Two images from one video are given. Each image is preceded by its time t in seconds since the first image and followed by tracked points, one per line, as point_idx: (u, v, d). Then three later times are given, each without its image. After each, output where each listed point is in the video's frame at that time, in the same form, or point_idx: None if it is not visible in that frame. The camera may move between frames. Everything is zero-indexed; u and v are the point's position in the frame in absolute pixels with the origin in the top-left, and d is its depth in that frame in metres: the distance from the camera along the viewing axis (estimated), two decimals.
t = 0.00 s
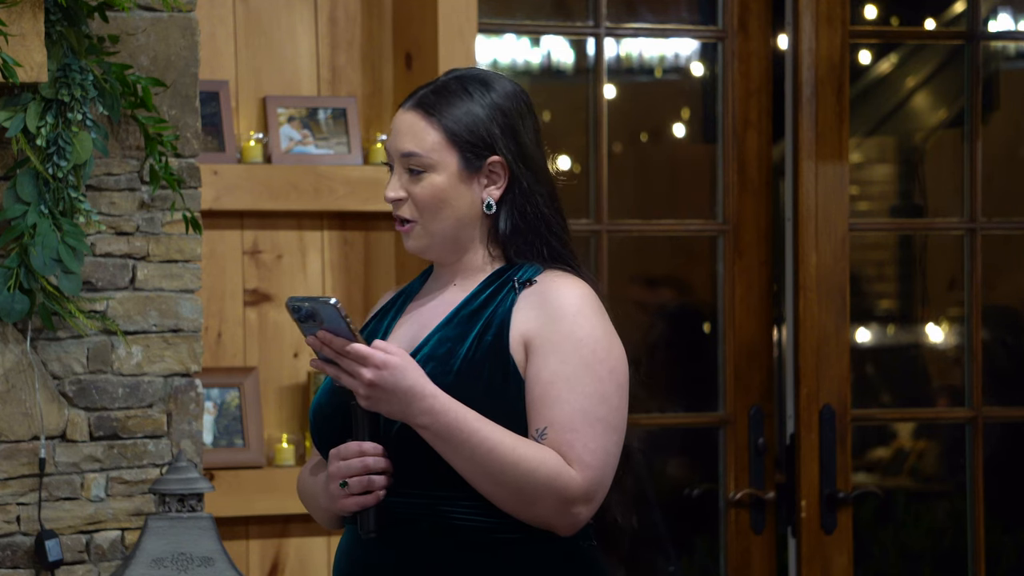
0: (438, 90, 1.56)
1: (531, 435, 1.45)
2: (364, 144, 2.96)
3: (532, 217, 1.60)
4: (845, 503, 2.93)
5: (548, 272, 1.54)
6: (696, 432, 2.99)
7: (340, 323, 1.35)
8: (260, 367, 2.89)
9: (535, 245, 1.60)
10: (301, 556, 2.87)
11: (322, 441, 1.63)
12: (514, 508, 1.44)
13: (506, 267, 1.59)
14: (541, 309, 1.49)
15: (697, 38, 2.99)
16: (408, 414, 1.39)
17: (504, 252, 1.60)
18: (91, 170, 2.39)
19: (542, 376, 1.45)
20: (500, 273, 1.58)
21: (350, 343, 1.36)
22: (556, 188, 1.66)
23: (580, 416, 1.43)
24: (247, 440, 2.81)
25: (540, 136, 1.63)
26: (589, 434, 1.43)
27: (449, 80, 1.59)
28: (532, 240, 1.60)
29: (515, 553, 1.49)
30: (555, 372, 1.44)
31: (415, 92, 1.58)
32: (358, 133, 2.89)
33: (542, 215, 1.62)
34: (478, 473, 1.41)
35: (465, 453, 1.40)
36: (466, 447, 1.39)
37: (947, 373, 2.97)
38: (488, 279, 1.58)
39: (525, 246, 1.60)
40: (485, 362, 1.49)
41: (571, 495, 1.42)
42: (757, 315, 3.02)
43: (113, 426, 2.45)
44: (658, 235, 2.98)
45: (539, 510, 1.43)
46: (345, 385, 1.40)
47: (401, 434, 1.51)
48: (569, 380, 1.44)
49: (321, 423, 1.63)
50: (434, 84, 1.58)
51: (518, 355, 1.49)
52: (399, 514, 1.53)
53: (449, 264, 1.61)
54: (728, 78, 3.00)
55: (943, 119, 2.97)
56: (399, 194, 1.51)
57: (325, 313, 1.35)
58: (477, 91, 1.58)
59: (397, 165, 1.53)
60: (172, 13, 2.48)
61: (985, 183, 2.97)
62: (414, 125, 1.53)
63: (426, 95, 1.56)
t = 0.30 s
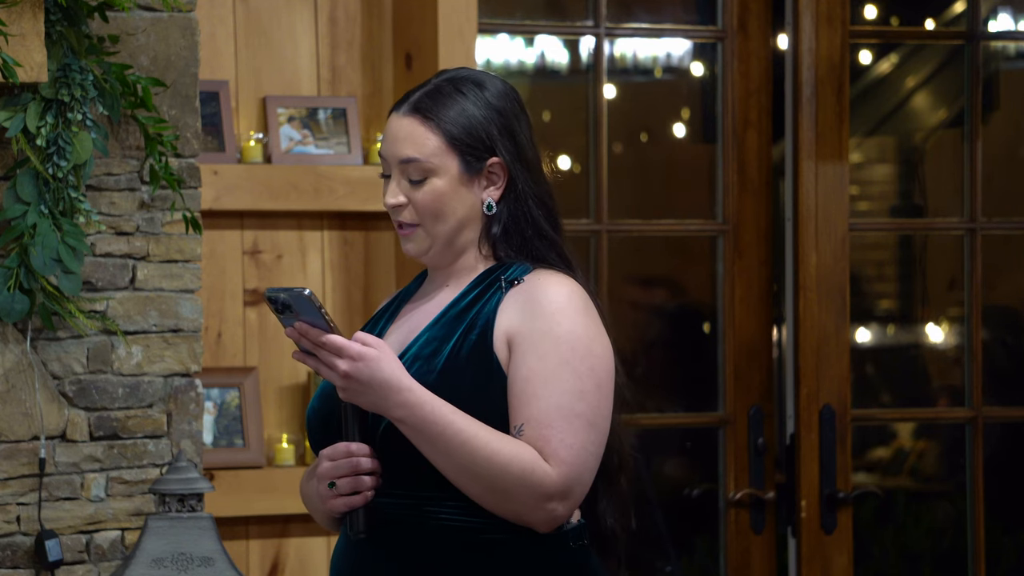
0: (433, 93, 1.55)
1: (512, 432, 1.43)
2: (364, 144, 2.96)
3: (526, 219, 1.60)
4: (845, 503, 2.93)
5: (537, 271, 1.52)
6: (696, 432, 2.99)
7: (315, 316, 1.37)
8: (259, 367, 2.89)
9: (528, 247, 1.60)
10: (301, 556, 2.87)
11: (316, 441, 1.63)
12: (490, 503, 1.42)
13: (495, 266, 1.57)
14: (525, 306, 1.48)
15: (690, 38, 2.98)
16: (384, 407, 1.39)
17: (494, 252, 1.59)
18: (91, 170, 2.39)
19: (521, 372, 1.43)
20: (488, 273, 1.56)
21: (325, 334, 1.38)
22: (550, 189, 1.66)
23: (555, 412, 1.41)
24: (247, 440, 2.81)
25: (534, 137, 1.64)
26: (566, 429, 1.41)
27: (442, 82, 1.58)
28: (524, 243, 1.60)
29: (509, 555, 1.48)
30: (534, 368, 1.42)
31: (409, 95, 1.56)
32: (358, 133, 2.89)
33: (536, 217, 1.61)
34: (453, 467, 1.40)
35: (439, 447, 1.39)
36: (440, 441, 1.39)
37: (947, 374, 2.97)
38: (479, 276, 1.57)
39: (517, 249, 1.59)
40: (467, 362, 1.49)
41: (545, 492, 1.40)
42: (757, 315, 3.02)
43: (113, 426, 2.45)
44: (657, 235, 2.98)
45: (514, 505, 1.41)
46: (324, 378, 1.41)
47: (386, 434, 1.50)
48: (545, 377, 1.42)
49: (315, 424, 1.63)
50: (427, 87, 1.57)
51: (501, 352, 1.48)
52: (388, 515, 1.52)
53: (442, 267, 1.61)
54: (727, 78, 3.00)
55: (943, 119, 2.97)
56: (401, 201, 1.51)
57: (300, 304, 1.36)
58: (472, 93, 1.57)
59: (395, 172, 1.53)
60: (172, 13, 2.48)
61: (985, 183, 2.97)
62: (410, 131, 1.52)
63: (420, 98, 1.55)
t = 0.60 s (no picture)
0: (438, 95, 1.53)
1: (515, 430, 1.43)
2: (364, 144, 2.96)
3: (530, 220, 1.60)
4: (845, 503, 2.93)
5: (539, 271, 1.52)
6: (696, 432, 2.99)
7: (320, 312, 1.36)
8: (259, 367, 2.89)
9: (532, 247, 1.60)
10: (301, 556, 2.87)
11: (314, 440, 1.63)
12: (494, 501, 1.42)
13: (497, 264, 1.57)
14: (527, 305, 1.48)
15: (690, 38, 2.99)
16: (387, 405, 1.39)
17: (496, 252, 1.59)
18: (91, 170, 2.39)
19: (523, 370, 1.43)
20: (489, 271, 1.57)
21: (329, 331, 1.38)
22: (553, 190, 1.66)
23: (558, 411, 1.41)
24: (247, 440, 2.81)
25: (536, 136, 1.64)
26: (570, 428, 1.41)
27: (444, 84, 1.56)
28: (526, 244, 1.60)
29: (512, 555, 1.48)
30: (536, 367, 1.43)
31: (412, 97, 1.54)
32: (358, 133, 2.89)
33: (540, 217, 1.61)
34: (456, 465, 1.40)
35: (443, 445, 1.39)
36: (444, 439, 1.38)
37: (947, 374, 2.97)
38: (479, 277, 1.57)
39: (519, 249, 1.59)
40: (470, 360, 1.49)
41: (550, 490, 1.40)
42: (757, 315, 3.02)
43: (113, 426, 2.45)
44: (657, 235, 2.98)
45: (518, 503, 1.42)
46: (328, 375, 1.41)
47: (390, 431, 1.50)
48: (548, 375, 1.42)
49: (313, 420, 1.62)
50: (430, 88, 1.55)
51: (503, 351, 1.48)
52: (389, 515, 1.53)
53: (443, 268, 1.60)
54: (727, 78, 3.00)
55: (943, 119, 2.97)
56: (413, 205, 1.49)
57: (305, 300, 1.36)
58: (476, 93, 1.57)
59: (404, 176, 1.51)
60: (172, 13, 2.48)
61: (985, 182, 2.97)
62: (421, 134, 1.51)
63: (426, 101, 1.53)
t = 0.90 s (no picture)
0: (456, 91, 1.52)
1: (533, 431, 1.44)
2: (364, 144, 2.96)
3: (540, 220, 1.62)
4: (845, 503, 2.93)
5: (545, 270, 1.53)
6: (696, 432, 2.99)
7: (352, 307, 1.31)
8: (259, 367, 2.89)
9: (541, 247, 1.61)
10: (301, 556, 2.87)
11: (313, 440, 1.62)
12: (516, 502, 1.41)
13: (505, 263, 1.58)
14: (542, 306, 1.48)
15: (689, 38, 2.98)
16: (414, 403, 1.36)
17: (505, 253, 1.60)
18: (91, 170, 2.39)
19: (542, 372, 1.43)
20: (498, 270, 1.56)
21: (360, 326, 1.32)
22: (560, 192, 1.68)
23: (579, 411, 1.42)
24: (247, 440, 2.81)
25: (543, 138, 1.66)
26: (592, 429, 1.42)
27: (459, 80, 1.55)
28: (535, 244, 1.61)
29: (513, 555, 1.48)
30: (556, 368, 1.43)
31: (428, 91, 1.52)
32: (358, 133, 2.89)
33: (550, 218, 1.63)
34: (481, 465, 1.38)
35: (469, 445, 1.37)
36: (471, 438, 1.37)
37: (947, 374, 2.97)
38: (487, 275, 1.56)
39: (527, 249, 1.61)
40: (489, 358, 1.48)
41: (574, 490, 1.40)
42: (757, 315, 3.02)
43: (113, 426, 2.45)
44: (657, 235, 2.98)
45: (541, 504, 1.41)
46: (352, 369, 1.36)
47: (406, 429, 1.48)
48: (568, 376, 1.43)
49: (313, 421, 1.61)
50: (447, 84, 1.54)
51: (519, 353, 1.48)
52: (402, 514, 1.51)
53: (449, 267, 1.59)
54: (727, 78, 3.00)
55: (943, 119, 2.97)
56: (431, 200, 1.47)
57: (337, 294, 1.30)
58: (491, 91, 1.56)
59: (422, 171, 1.49)
60: (172, 13, 2.48)
61: (985, 182, 2.97)
62: (442, 128, 1.49)
63: (444, 96, 1.52)
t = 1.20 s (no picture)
0: (476, 90, 1.54)
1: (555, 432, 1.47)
2: (364, 144, 2.96)
3: (550, 222, 1.64)
4: (845, 503, 2.93)
5: (555, 275, 1.57)
6: (696, 432, 2.99)
7: (392, 302, 1.34)
8: (260, 367, 2.89)
9: (552, 249, 1.64)
10: (301, 556, 2.87)
11: (318, 440, 1.60)
12: (541, 503, 1.45)
13: (517, 264, 1.60)
14: (561, 309, 1.52)
15: (689, 38, 2.98)
16: (448, 399, 1.38)
17: (516, 257, 1.62)
18: (91, 170, 2.39)
19: (565, 373, 1.47)
20: (509, 270, 1.58)
21: (398, 322, 1.35)
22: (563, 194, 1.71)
23: (602, 413, 1.46)
24: (247, 440, 2.81)
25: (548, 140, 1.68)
26: (614, 430, 1.47)
27: (477, 79, 1.57)
28: (546, 247, 1.64)
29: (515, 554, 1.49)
30: (579, 370, 1.47)
31: (448, 89, 1.54)
32: (359, 133, 2.89)
33: (559, 220, 1.65)
34: (512, 465, 1.41)
35: (502, 444, 1.40)
36: (503, 437, 1.40)
37: (947, 373, 2.97)
38: (498, 275, 1.58)
39: (538, 251, 1.63)
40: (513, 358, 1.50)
41: (598, 490, 1.45)
42: (756, 315, 3.02)
43: (113, 426, 2.45)
44: (657, 235, 2.98)
45: (566, 505, 1.45)
46: (385, 365, 1.38)
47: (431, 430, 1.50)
48: (591, 378, 1.47)
49: (323, 423, 1.58)
50: (466, 82, 1.55)
51: (539, 354, 1.50)
52: (417, 514, 1.52)
53: (459, 265, 1.60)
54: (727, 78, 3.00)
55: (943, 119, 2.97)
56: (450, 199, 1.49)
57: (378, 289, 1.34)
58: (507, 91, 1.58)
59: (442, 169, 1.51)
60: (172, 13, 2.48)
61: (985, 182, 2.97)
62: (463, 127, 1.51)
63: (464, 94, 1.53)
